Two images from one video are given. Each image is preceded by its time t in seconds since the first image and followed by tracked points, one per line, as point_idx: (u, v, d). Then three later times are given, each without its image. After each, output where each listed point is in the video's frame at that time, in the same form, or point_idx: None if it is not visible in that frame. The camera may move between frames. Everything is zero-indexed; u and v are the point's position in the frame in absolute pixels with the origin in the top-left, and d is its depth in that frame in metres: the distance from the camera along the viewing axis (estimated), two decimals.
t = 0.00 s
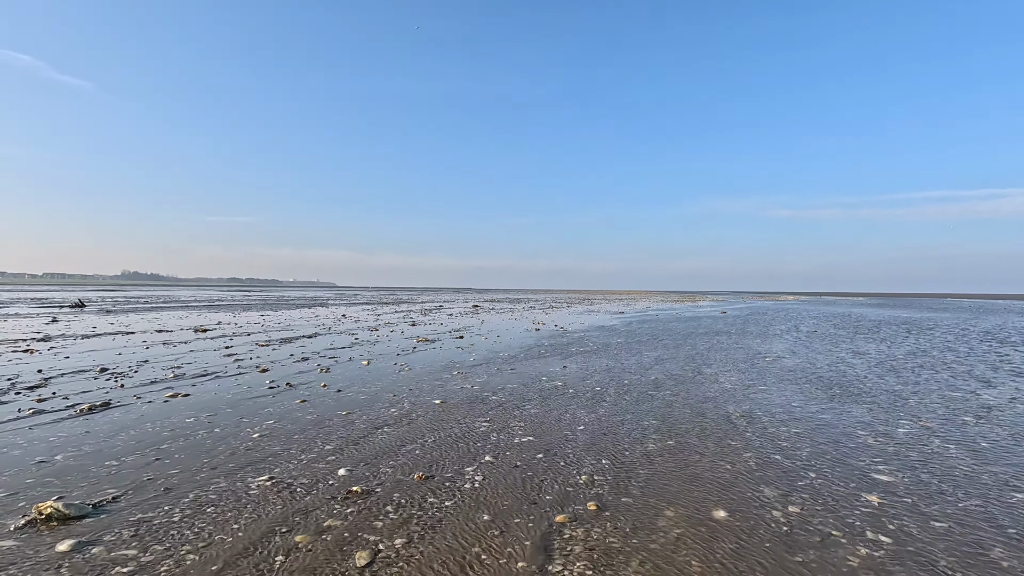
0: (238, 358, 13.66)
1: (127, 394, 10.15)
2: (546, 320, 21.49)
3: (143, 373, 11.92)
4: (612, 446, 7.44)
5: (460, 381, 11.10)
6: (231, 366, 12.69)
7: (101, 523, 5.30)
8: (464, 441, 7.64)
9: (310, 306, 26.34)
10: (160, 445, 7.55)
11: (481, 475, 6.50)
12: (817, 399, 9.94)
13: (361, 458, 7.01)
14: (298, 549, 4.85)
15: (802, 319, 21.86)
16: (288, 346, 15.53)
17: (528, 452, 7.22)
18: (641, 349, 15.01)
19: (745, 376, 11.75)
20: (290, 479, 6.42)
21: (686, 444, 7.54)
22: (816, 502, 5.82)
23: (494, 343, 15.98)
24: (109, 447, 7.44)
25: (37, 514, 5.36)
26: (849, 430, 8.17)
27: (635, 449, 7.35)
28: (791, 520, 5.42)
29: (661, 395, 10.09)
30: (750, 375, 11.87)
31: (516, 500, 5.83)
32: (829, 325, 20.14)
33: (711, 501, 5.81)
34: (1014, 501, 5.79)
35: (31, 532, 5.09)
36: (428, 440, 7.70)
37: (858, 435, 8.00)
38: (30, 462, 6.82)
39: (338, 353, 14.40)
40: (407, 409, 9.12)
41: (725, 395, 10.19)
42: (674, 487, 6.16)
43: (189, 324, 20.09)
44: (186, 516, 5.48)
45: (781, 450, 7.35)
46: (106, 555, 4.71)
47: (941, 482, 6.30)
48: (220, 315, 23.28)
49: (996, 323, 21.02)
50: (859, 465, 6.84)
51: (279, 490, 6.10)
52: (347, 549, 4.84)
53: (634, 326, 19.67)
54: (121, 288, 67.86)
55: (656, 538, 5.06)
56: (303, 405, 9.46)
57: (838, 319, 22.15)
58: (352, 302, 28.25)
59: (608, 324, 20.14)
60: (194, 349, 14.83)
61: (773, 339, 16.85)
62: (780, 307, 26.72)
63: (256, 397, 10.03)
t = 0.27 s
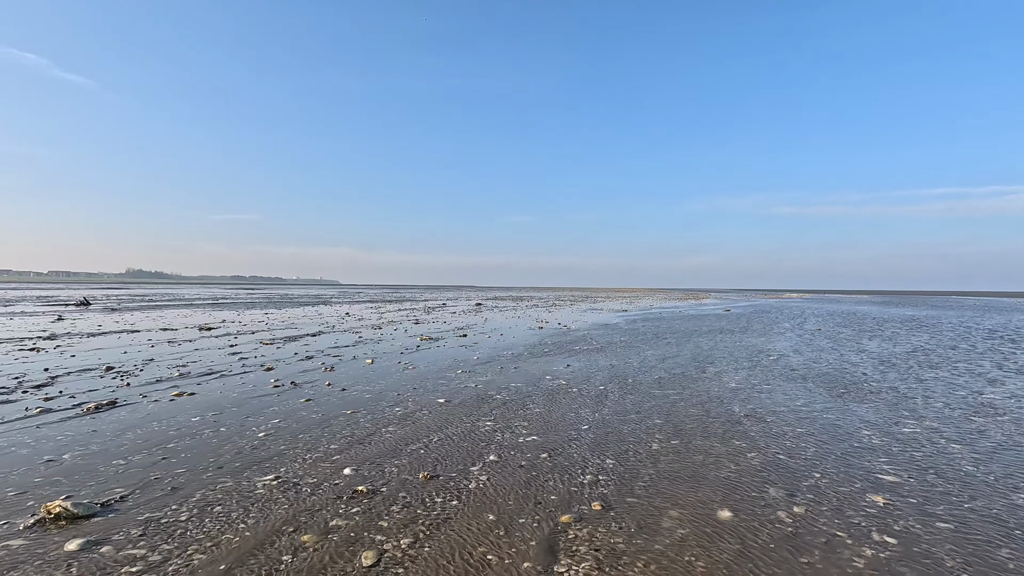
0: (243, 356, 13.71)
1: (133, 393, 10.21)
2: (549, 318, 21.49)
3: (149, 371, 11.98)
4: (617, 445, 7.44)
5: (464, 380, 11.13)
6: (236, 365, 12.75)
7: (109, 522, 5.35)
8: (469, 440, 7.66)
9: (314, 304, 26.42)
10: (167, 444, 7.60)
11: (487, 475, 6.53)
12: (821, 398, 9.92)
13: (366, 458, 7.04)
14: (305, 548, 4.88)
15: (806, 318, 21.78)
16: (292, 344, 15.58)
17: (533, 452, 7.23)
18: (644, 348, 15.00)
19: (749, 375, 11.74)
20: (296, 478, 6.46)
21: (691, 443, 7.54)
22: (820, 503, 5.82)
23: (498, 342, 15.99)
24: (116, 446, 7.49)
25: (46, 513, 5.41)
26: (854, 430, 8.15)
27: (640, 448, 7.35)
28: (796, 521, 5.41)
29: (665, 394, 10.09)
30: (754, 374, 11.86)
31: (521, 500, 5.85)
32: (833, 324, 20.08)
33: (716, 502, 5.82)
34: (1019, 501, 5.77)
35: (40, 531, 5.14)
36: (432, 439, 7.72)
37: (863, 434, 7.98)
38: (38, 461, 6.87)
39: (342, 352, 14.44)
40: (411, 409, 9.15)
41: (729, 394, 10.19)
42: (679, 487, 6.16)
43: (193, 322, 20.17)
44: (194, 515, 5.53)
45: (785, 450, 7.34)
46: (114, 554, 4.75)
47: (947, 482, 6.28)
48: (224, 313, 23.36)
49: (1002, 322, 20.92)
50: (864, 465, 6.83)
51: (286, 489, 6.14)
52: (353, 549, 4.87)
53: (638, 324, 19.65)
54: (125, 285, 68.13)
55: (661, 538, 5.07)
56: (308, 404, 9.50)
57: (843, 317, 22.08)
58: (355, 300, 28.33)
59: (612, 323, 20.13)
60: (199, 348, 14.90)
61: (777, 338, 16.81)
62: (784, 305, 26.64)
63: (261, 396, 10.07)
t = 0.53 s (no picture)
0: (248, 355, 13.75)
1: (140, 391, 10.26)
2: (553, 316, 21.48)
3: (155, 370, 12.04)
4: (623, 445, 7.45)
5: (469, 379, 11.15)
6: (242, 364, 12.79)
7: (119, 520, 5.39)
8: (475, 440, 7.68)
9: (317, 303, 26.48)
10: (175, 443, 7.64)
11: (494, 474, 6.55)
12: (827, 397, 9.90)
13: (373, 457, 7.06)
14: (315, 548, 4.91)
15: (811, 316, 21.72)
16: (297, 343, 15.62)
17: (539, 451, 7.25)
18: (649, 346, 14.98)
19: (754, 374, 11.72)
20: (304, 477, 6.49)
21: (696, 442, 7.55)
22: (827, 502, 5.82)
23: (501, 340, 16.00)
24: (124, 445, 7.54)
25: (57, 512, 5.45)
26: (861, 429, 8.12)
27: (646, 448, 7.35)
28: (803, 520, 5.42)
29: (670, 393, 10.09)
30: (759, 373, 11.84)
31: (528, 500, 5.87)
32: (838, 322, 20.04)
33: (722, 501, 5.82)
34: None
35: (52, 529, 5.18)
36: (438, 438, 7.74)
37: (870, 433, 7.96)
38: (48, 459, 6.92)
39: (347, 350, 14.47)
40: (417, 408, 9.17)
41: (734, 393, 10.18)
42: (685, 486, 6.16)
43: (198, 321, 20.24)
44: (204, 514, 5.56)
45: (792, 449, 7.33)
46: (125, 552, 4.79)
47: (954, 482, 6.27)
48: (228, 312, 23.44)
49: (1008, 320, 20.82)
50: (871, 464, 6.82)
51: (294, 488, 6.17)
52: (362, 548, 4.90)
53: (642, 323, 19.63)
54: (130, 284, 68.40)
55: (669, 538, 5.08)
56: (315, 403, 9.53)
57: (847, 315, 22.01)
58: (359, 298, 28.37)
59: (615, 321, 20.11)
60: (205, 346, 14.95)
61: (781, 336, 16.78)
62: (788, 303, 26.58)
63: (267, 395, 10.11)
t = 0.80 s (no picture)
0: (249, 355, 13.77)
1: (141, 391, 10.27)
2: (553, 315, 21.45)
3: (156, 370, 12.05)
4: (624, 444, 7.44)
5: (470, 379, 11.15)
6: (243, 363, 12.80)
7: (121, 521, 5.40)
8: (476, 439, 7.69)
9: (318, 302, 26.48)
10: (176, 443, 7.65)
11: (495, 474, 6.55)
12: (828, 397, 9.89)
13: (374, 457, 7.07)
14: (316, 548, 4.92)
15: (813, 315, 21.67)
16: (298, 342, 15.63)
17: (540, 451, 7.25)
18: (649, 345, 14.97)
19: (755, 373, 11.71)
20: (306, 477, 6.50)
21: (698, 442, 7.54)
22: (829, 502, 5.81)
23: (503, 340, 15.99)
24: (126, 445, 7.55)
25: (59, 513, 5.46)
26: (862, 429, 8.11)
27: (647, 447, 7.35)
28: (805, 521, 5.41)
29: (672, 393, 10.08)
30: (760, 372, 11.82)
31: (529, 500, 5.86)
32: (839, 321, 19.99)
33: (724, 501, 5.81)
34: None
35: (54, 531, 5.19)
36: (440, 438, 7.75)
37: (871, 433, 7.95)
38: (50, 460, 6.93)
39: (348, 350, 14.46)
40: (418, 407, 9.18)
41: (735, 392, 10.17)
42: (686, 487, 6.15)
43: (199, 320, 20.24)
44: (206, 514, 5.57)
45: (793, 449, 7.32)
46: (128, 553, 4.81)
47: (956, 482, 6.26)
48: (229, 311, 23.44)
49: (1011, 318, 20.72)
50: (873, 464, 6.80)
51: (296, 489, 6.18)
52: (363, 548, 4.91)
53: (643, 322, 19.61)
54: (132, 284, 68.47)
55: (670, 538, 5.08)
56: (316, 402, 9.54)
57: (849, 314, 21.95)
58: (360, 297, 28.35)
59: (616, 320, 20.10)
60: (206, 346, 14.97)
61: (783, 335, 16.74)
62: (790, 302, 26.51)
63: (269, 395, 10.12)
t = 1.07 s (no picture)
0: (248, 355, 13.74)
1: (139, 392, 10.25)
2: (552, 315, 21.45)
3: (154, 370, 12.02)
4: (623, 446, 7.44)
5: (468, 379, 11.14)
6: (241, 364, 12.78)
7: (118, 524, 5.38)
8: (475, 441, 7.68)
9: (317, 302, 26.45)
10: (174, 445, 7.63)
11: (494, 476, 6.54)
12: (826, 397, 9.90)
13: (373, 459, 7.06)
14: (314, 551, 4.90)
15: (811, 314, 21.68)
16: (296, 342, 15.60)
17: (539, 452, 7.25)
18: (648, 345, 14.97)
19: (753, 374, 11.71)
20: (304, 479, 6.49)
21: (696, 443, 7.53)
22: (827, 504, 5.81)
23: (501, 340, 15.98)
24: (123, 447, 7.53)
25: (56, 516, 5.44)
26: (860, 429, 8.11)
27: (646, 448, 7.35)
28: (803, 523, 5.41)
29: (670, 393, 10.08)
30: (759, 372, 11.82)
31: (528, 502, 5.86)
32: (838, 320, 20.02)
33: (722, 503, 5.81)
34: None
35: (51, 534, 5.17)
36: (438, 440, 7.73)
37: (869, 434, 7.95)
38: (47, 462, 6.91)
39: (346, 350, 14.44)
40: (416, 408, 9.17)
41: (734, 393, 10.17)
42: (685, 488, 6.15)
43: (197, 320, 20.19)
44: (204, 517, 5.56)
45: (792, 449, 7.32)
46: (125, 556, 4.79)
47: (954, 483, 6.25)
48: (228, 311, 23.40)
49: (1009, 318, 20.75)
50: (871, 465, 6.80)
51: (294, 491, 6.16)
52: (361, 551, 4.89)
53: (641, 321, 19.61)
54: (130, 284, 68.30)
55: (669, 541, 5.07)
56: (314, 404, 9.53)
57: (848, 313, 21.98)
58: (358, 297, 28.33)
59: (615, 320, 20.10)
60: (204, 346, 14.93)
61: (782, 335, 16.74)
62: (789, 301, 26.53)
63: (267, 396, 10.10)
